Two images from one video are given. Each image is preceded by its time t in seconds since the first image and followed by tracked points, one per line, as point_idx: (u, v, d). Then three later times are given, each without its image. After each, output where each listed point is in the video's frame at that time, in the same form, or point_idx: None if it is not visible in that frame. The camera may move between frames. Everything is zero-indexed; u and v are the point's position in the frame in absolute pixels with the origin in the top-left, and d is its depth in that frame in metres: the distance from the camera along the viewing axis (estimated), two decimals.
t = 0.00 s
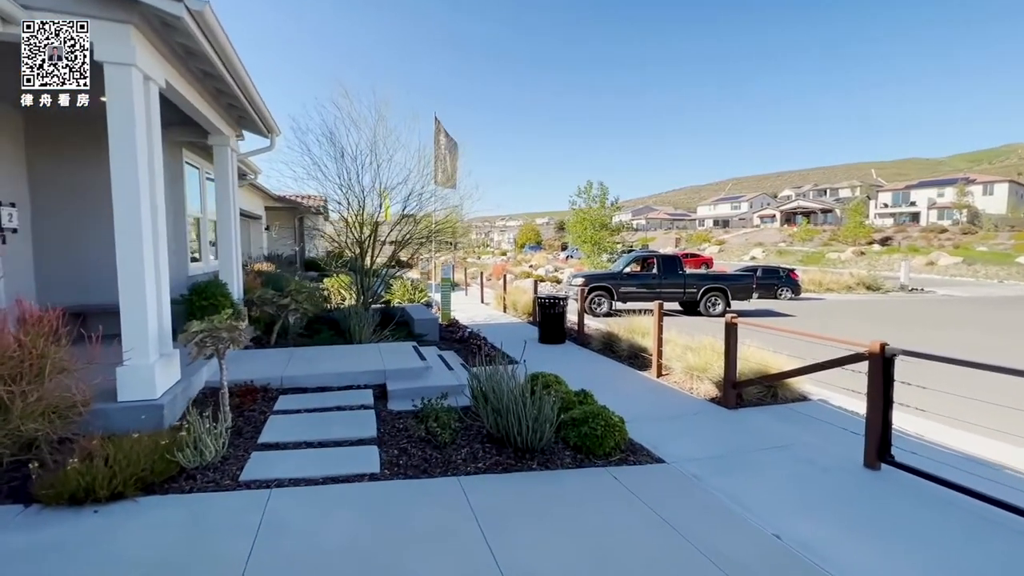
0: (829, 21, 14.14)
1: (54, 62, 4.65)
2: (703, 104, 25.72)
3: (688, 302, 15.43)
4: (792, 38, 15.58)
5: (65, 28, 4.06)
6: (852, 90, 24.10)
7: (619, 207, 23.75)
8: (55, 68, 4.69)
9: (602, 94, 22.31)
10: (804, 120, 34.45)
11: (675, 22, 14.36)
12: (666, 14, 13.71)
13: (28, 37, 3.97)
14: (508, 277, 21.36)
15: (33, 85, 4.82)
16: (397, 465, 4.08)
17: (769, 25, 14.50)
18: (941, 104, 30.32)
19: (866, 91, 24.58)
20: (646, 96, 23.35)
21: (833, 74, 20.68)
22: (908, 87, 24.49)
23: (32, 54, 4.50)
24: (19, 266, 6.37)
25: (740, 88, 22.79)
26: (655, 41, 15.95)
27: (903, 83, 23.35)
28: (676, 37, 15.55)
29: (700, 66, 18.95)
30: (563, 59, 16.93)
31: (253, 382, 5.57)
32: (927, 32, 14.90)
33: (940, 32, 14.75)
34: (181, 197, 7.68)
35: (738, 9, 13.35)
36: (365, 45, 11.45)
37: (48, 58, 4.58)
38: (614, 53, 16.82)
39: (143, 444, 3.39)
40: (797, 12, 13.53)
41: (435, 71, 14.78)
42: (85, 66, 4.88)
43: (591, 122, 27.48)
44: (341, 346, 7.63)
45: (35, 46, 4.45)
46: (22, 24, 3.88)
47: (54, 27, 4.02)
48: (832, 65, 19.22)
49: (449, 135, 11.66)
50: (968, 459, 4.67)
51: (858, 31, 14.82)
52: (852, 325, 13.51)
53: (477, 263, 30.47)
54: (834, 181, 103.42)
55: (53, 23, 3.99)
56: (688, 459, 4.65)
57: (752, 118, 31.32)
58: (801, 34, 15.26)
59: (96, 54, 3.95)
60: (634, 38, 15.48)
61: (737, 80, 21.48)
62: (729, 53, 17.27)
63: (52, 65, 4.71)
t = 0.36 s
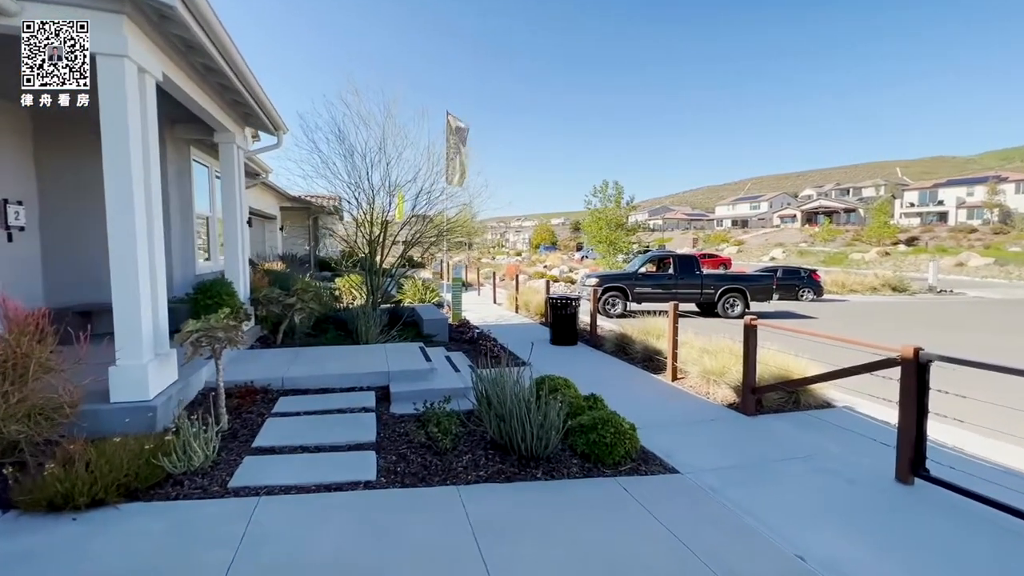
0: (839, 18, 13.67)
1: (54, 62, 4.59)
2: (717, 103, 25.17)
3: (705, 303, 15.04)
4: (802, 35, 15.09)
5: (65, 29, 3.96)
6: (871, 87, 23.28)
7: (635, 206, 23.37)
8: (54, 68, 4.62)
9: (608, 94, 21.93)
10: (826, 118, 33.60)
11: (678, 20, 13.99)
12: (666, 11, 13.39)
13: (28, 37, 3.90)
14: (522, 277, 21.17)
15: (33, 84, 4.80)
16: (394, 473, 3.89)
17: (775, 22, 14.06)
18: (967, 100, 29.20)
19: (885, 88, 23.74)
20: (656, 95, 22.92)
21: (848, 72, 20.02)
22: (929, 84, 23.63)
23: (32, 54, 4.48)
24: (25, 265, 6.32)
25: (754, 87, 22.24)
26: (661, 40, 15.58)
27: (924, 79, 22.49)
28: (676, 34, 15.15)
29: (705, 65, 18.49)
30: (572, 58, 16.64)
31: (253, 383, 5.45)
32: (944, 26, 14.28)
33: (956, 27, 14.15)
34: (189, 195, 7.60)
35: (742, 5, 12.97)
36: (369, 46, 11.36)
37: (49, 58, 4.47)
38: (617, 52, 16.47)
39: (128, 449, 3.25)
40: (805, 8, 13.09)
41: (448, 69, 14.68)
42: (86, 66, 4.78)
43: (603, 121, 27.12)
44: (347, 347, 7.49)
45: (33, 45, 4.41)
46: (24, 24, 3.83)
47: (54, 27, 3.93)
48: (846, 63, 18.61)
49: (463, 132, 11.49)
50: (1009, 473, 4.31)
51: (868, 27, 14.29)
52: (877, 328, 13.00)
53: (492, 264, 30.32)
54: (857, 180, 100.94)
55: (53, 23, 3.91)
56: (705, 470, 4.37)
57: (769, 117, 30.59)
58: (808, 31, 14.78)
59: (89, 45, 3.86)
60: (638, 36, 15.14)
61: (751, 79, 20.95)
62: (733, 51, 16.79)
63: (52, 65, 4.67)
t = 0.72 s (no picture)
0: (841, 17, 13.23)
1: (54, 62, 4.68)
2: (728, 102, 24.63)
3: (724, 304, 14.61)
4: (804, 35, 14.70)
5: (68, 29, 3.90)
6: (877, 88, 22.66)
7: (652, 205, 22.94)
8: (55, 69, 4.70)
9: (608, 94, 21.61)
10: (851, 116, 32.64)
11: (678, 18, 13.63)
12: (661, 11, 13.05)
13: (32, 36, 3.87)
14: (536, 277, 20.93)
15: (33, 84, 4.91)
16: (395, 482, 3.68)
17: (776, 21, 13.65)
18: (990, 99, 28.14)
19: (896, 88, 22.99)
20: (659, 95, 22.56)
21: (855, 72, 19.41)
22: (946, 82, 22.79)
23: (31, 54, 4.61)
24: (35, 262, 6.31)
25: (757, 88, 21.73)
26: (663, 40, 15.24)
27: (938, 79, 21.67)
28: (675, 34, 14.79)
29: (708, 65, 18.07)
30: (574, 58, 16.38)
31: (255, 385, 5.30)
32: (952, 26, 13.69)
33: (966, 26, 13.57)
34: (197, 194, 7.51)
35: (742, 4, 12.62)
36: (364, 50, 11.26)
37: (48, 57, 4.59)
38: (617, 52, 16.18)
39: (114, 455, 3.12)
40: (806, 5, 12.64)
41: (461, 66, 14.51)
42: (86, 66, 4.87)
43: (611, 121, 26.76)
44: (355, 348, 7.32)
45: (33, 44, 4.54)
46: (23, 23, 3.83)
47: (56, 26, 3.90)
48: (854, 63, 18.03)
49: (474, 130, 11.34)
50: None
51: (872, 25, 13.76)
52: (907, 331, 12.43)
53: (508, 264, 30.16)
54: (883, 178, 98.35)
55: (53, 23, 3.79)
56: (725, 482, 4.08)
57: (784, 117, 29.86)
58: (812, 30, 14.31)
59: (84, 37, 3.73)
60: (637, 36, 14.82)
61: (756, 80, 20.47)
62: (736, 51, 16.34)
63: (52, 65, 4.76)
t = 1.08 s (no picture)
0: (871, 12, 12.74)
1: (53, 62, 4.65)
2: (747, 100, 24.10)
3: (743, 306, 14.17)
4: (835, 31, 14.20)
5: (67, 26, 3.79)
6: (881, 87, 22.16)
7: (668, 205, 22.49)
8: (54, 68, 4.64)
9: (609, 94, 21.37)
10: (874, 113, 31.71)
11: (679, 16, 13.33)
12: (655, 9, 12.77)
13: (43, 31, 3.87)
14: (550, 277, 20.65)
15: (33, 84, 4.93)
16: (394, 495, 3.47)
17: (775, 17, 13.30)
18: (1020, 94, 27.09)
19: (906, 87, 22.33)
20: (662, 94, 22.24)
21: (861, 71, 18.89)
22: (976, 78, 21.96)
23: (33, 54, 4.70)
24: (43, 261, 6.26)
25: (767, 87, 21.24)
26: (665, 38, 14.96)
27: (950, 76, 20.97)
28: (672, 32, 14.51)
29: (711, 64, 17.74)
30: (578, 58, 16.17)
31: (257, 389, 5.14)
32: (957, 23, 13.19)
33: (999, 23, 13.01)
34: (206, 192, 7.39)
35: None
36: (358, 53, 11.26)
37: (48, 57, 4.66)
38: (617, 52, 15.95)
39: (97, 466, 2.96)
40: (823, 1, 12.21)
41: (473, 64, 14.34)
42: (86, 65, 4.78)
43: (618, 122, 26.46)
44: (361, 350, 7.16)
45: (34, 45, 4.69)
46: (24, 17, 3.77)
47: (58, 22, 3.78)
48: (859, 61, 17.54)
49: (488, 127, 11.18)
50: None
51: (873, 21, 13.35)
52: (937, 334, 11.88)
53: (522, 265, 29.94)
54: (908, 177, 95.77)
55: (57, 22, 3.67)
56: (748, 500, 3.79)
57: (796, 116, 29.26)
58: (815, 27, 13.93)
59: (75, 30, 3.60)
60: (635, 36, 14.59)
61: (767, 79, 20.01)
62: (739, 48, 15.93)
63: (52, 65, 4.76)
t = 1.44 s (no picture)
0: (893, 15, 12.28)
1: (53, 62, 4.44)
2: (765, 103, 23.55)
3: (763, 307, 13.73)
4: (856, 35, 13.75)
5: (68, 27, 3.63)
6: (884, 88, 21.53)
7: (686, 204, 22.01)
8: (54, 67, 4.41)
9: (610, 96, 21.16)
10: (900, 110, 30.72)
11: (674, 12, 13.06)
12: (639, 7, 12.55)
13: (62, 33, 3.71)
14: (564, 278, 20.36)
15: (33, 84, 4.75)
16: (384, 507, 3.28)
17: (775, 15, 12.96)
18: None
19: (914, 86, 21.57)
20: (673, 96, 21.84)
21: (865, 71, 18.33)
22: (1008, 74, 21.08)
23: (33, 53, 4.52)
24: (48, 260, 6.24)
25: (786, 86, 20.68)
26: (666, 37, 14.69)
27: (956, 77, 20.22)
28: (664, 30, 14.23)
29: (722, 64, 17.35)
30: (581, 59, 15.96)
31: (254, 392, 5.02)
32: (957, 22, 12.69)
33: None
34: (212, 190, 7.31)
35: None
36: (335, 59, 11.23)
37: (48, 58, 4.44)
38: (619, 52, 15.68)
39: (72, 475, 2.83)
40: None
41: (484, 62, 14.17)
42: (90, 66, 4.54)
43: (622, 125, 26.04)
44: (365, 352, 7.01)
45: (34, 45, 4.55)
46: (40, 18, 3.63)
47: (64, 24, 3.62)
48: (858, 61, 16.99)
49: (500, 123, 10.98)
50: None
51: (869, 20, 12.98)
52: (968, 338, 11.34)
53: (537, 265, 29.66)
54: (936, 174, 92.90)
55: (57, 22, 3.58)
56: (764, 517, 3.52)
57: (800, 117, 28.13)
58: (822, 28, 13.55)
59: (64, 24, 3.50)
60: (636, 35, 14.33)
61: (786, 79, 19.49)
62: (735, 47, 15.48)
63: (53, 65, 4.55)
